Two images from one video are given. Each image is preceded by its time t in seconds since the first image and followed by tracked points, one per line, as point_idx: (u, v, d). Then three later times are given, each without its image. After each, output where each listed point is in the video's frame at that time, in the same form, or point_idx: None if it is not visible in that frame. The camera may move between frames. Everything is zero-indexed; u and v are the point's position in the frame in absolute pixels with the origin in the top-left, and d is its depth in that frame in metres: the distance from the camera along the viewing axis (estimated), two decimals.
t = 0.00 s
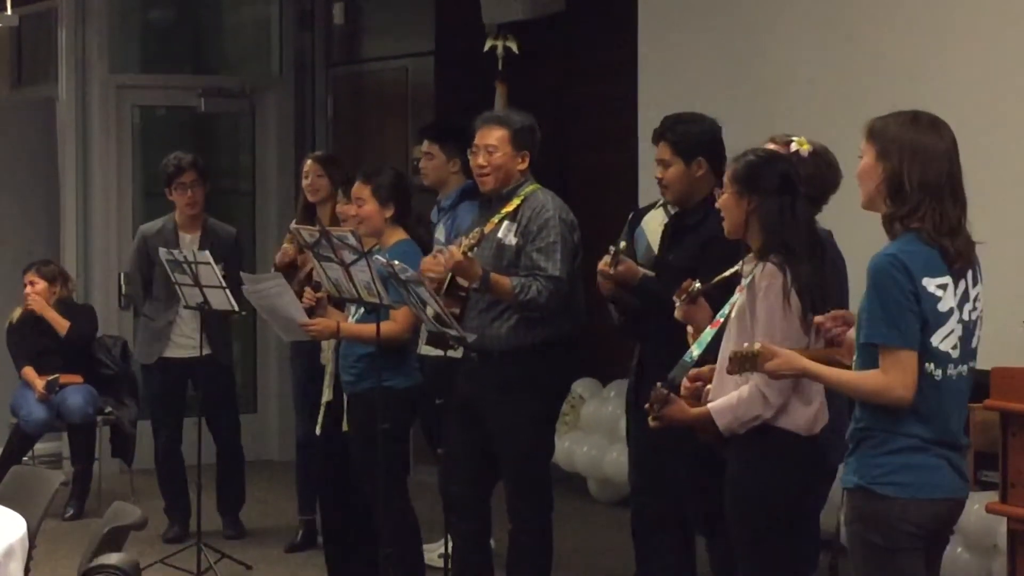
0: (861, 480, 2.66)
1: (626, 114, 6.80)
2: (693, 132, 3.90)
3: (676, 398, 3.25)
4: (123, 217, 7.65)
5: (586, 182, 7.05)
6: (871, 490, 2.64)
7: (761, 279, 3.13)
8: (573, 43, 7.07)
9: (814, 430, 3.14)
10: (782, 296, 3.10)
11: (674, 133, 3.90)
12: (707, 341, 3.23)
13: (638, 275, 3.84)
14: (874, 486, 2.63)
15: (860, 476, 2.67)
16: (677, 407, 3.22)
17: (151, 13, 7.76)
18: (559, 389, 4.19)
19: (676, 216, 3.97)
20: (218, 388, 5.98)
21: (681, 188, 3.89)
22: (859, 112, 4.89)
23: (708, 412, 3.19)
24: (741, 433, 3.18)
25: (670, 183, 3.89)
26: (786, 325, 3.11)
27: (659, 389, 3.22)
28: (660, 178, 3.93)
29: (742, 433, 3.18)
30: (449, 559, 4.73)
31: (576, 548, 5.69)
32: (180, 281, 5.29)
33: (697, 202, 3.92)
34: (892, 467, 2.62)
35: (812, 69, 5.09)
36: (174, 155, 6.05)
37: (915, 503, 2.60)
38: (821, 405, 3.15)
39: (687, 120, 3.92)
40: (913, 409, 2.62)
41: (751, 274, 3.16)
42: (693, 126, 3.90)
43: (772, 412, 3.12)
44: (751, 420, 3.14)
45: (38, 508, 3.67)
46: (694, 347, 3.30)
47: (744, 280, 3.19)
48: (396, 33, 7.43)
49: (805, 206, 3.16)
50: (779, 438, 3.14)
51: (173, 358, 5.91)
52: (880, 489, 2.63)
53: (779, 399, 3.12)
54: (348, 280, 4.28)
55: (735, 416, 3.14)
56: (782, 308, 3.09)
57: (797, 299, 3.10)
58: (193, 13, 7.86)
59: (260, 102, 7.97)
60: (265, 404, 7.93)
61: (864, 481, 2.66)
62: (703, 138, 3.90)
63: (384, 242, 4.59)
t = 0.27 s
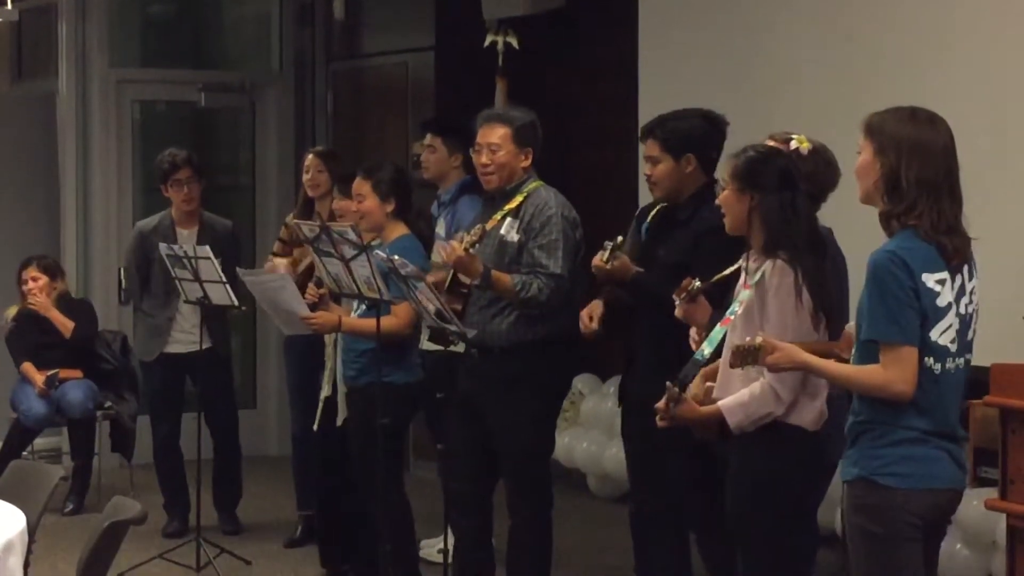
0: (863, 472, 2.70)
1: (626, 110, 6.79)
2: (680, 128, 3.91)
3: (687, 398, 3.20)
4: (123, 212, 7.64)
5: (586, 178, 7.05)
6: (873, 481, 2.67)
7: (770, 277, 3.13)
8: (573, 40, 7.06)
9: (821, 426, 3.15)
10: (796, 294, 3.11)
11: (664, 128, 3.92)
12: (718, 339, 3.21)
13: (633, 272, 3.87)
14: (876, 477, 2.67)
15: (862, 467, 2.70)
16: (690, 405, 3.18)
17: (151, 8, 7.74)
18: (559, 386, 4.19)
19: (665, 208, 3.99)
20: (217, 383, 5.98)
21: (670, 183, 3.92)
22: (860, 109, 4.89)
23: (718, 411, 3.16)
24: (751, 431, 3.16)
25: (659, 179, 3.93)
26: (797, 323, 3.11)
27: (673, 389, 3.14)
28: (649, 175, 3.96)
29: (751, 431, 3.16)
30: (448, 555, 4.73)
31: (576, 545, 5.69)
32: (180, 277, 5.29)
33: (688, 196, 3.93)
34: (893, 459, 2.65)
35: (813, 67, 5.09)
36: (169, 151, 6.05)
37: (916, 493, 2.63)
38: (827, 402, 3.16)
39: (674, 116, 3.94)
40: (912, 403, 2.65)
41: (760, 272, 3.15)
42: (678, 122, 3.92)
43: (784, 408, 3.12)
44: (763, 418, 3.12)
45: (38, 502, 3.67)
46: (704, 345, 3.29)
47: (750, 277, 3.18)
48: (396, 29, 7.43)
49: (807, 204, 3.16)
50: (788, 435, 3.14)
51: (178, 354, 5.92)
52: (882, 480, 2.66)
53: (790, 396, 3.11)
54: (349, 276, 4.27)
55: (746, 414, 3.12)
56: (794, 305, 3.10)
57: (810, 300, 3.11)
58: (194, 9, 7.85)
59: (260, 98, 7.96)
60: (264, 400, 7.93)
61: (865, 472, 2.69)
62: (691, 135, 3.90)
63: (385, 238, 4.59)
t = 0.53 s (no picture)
0: (871, 466, 2.72)
1: (626, 107, 6.79)
2: (671, 123, 3.93)
3: (685, 394, 3.21)
4: (122, 208, 7.64)
5: (585, 175, 7.04)
6: (882, 476, 2.70)
7: (770, 273, 3.12)
8: (573, 36, 7.06)
9: (820, 422, 3.14)
10: (793, 292, 3.10)
11: (654, 125, 3.93)
12: (716, 335, 3.24)
13: (630, 267, 3.91)
14: (885, 472, 2.70)
15: (871, 462, 2.72)
16: (688, 401, 3.19)
17: (150, 4, 7.74)
18: (559, 382, 4.19)
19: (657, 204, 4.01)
20: (216, 379, 5.98)
21: (661, 179, 3.92)
22: (860, 106, 4.89)
23: (717, 407, 3.16)
24: (748, 428, 3.17)
25: (650, 175, 3.92)
26: (797, 321, 3.10)
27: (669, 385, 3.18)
28: (640, 171, 3.95)
29: (750, 427, 3.16)
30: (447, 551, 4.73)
31: (575, 541, 5.69)
32: (180, 273, 5.30)
33: (679, 191, 3.94)
34: (904, 456, 2.69)
35: (813, 64, 5.08)
36: (170, 145, 6.04)
37: (924, 488, 2.68)
38: (826, 398, 3.15)
39: (664, 113, 3.96)
40: (923, 401, 2.69)
41: (760, 268, 3.14)
42: (669, 118, 3.94)
43: (782, 404, 3.11)
44: (760, 413, 3.12)
45: (36, 498, 3.67)
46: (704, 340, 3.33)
47: (749, 273, 3.17)
48: (395, 25, 7.42)
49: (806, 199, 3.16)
50: (787, 431, 3.13)
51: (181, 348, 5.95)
52: (893, 475, 2.69)
53: (789, 393, 3.11)
54: (348, 272, 4.27)
55: (745, 411, 3.12)
56: (793, 302, 3.09)
57: (808, 297, 3.11)
58: (193, 5, 7.84)
59: (260, 94, 7.95)
60: (263, 396, 7.93)
61: (873, 466, 2.72)
62: (682, 130, 3.92)
63: (385, 233, 4.58)
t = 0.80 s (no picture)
0: (887, 462, 2.74)
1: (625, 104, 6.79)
2: (663, 120, 3.92)
3: (671, 389, 3.25)
4: (120, 205, 7.63)
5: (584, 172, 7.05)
6: (898, 472, 2.73)
7: (758, 269, 3.12)
8: (572, 34, 7.06)
9: (811, 420, 3.15)
10: (780, 288, 3.11)
11: (648, 122, 3.91)
12: (704, 331, 3.30)
13: (631, 264, 3.89)
14: (901, 468, 2.73)
15: (886, 458, 2.75)
16: (673, 396, 3.23)
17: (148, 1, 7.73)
18: (557, 380, 4.19)
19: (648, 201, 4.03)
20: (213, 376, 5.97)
21: (654, 177, 3.92)
22: (859, 105, 4.89)
23: (703, 402, 3.18)
24: (736, 425, 3.18)
25: (643, 173, 3.92)
26: (785, 316, 3.12)
27: (656, 379, 3.23)
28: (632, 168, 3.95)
29: (737, 424, 3.18)
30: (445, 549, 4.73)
31: (573, 538, 5.69)
32: (178, 270, 5.30)
33: (672, 188, 3.95)
34: (920, 453, 2.73)
35: (812, 62, 5.09)
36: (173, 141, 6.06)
37: (935, 485, 2.74)
38: (817, 396, 3.16)
39: (656, 109, 3.94)
40: (939, 401, 2.74)
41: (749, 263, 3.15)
42: (661, 115, 3.92)
43: (769, 402, 3.13)
44: (747, 410, 3.14)
45: (34, 494, 3.66)
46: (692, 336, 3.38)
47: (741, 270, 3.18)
48: (394, 22, 7.43)
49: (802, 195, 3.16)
50: (774, 428, 3.15)
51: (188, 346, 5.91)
52: (908, 471, 2.72)
53: (776, 390, 3.12)
54: (346, 269, 4.27)
55: (731, 406, 3.14)
56: (780, 295, 3.11)
57: (795, 293, 3.12)
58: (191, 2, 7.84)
59: (258, 91, 7.95)
60: (261, 393, 7.93)
61: (889, 462, 2.74)
62: (674, 127, 3.91)
63: (382, 231, 4.56)
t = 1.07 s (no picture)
0: (904, 459, 2.74)
1: (622, 103, 6.80)
2: (657, 122, 3.94)
3: (664, 387, 3.30)
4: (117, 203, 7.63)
5: (581, 171, 7.05)
6: (915, 469, 2.73)
7: (750, 268, 3.14)
8: (569, 33, 7.05)
9: (804, 419, 3.15)
10: (770, 287, 3.12)
11: (643, 123, 3.93)
12: (696, 330, 3.26)
13: (627, 263, 3.97)
14: (918, 466, 2.73)
15: (903, 455, 2.74)
16: (666, 394, 3.27)
17: None
18: (553, 379, 4.18)
19: (646, 201, 4.04)
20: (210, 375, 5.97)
21: (651, 178, 3.94)
22: (857, 104, 4.89)
23: (695, 401, 3.20)
24: (728, 424, 3.19)
25: (641, 174, 3.93)
26: (776, 316, 3.13)
27: (648, 377, 3.27)
28: (630, 169, 3.96)
29: (728, 422, 3.18)
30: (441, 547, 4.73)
31: (569, 537, 5.69)
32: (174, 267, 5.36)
33: (670, 188, 3.96)
34: (936, 450, 2.74)
35: (810, 61, 5.08)
36: (176, 143, 6.06)
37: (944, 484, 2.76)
38: (811, 395, 3.17)
39: (650, 111, 3.97)
40: (952, 399, 2.76)
41: (741, 264, 3.17)
42: (655, 116, 3.95)
43: (759, 401, 3.13)
44: (738, 410, 3.14)
45: (28, 492, 3.66)
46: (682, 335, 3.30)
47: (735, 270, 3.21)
48: (391, 21, 7.44)
49: (801, 197, 3.13)
50: (764, 426, 3.15)
51: (193, 345, 5.90)
52: (925, 468, 2.73)
53: (767, 389, 3.12)
54: (342, 268, 4.27)
55: (722, 406, 3.15)
56: (770, 295, 3.11)
57: (785, 291, 3.12)
58: None
59: (255, 89, 7.94)
60: (257, 390, 7.92)
61: (905, 459, 2.74)
62: (669, 128, 3.94)
63: (380, 230, 4.57)
